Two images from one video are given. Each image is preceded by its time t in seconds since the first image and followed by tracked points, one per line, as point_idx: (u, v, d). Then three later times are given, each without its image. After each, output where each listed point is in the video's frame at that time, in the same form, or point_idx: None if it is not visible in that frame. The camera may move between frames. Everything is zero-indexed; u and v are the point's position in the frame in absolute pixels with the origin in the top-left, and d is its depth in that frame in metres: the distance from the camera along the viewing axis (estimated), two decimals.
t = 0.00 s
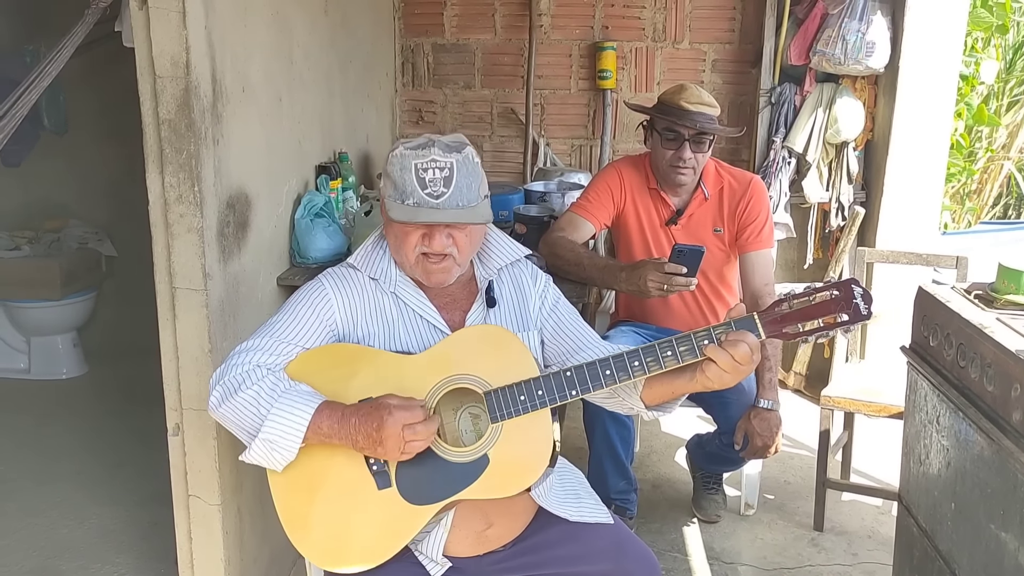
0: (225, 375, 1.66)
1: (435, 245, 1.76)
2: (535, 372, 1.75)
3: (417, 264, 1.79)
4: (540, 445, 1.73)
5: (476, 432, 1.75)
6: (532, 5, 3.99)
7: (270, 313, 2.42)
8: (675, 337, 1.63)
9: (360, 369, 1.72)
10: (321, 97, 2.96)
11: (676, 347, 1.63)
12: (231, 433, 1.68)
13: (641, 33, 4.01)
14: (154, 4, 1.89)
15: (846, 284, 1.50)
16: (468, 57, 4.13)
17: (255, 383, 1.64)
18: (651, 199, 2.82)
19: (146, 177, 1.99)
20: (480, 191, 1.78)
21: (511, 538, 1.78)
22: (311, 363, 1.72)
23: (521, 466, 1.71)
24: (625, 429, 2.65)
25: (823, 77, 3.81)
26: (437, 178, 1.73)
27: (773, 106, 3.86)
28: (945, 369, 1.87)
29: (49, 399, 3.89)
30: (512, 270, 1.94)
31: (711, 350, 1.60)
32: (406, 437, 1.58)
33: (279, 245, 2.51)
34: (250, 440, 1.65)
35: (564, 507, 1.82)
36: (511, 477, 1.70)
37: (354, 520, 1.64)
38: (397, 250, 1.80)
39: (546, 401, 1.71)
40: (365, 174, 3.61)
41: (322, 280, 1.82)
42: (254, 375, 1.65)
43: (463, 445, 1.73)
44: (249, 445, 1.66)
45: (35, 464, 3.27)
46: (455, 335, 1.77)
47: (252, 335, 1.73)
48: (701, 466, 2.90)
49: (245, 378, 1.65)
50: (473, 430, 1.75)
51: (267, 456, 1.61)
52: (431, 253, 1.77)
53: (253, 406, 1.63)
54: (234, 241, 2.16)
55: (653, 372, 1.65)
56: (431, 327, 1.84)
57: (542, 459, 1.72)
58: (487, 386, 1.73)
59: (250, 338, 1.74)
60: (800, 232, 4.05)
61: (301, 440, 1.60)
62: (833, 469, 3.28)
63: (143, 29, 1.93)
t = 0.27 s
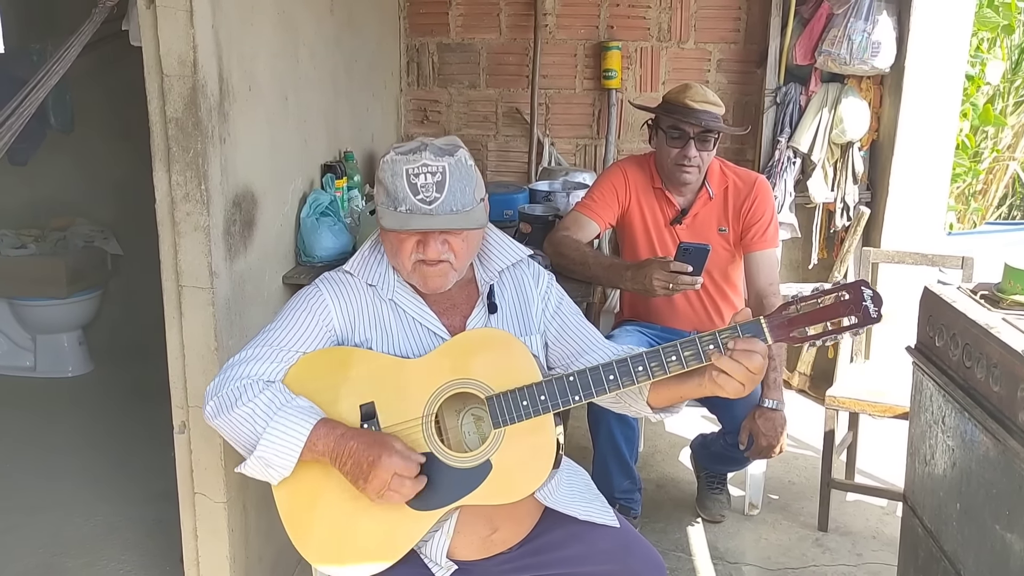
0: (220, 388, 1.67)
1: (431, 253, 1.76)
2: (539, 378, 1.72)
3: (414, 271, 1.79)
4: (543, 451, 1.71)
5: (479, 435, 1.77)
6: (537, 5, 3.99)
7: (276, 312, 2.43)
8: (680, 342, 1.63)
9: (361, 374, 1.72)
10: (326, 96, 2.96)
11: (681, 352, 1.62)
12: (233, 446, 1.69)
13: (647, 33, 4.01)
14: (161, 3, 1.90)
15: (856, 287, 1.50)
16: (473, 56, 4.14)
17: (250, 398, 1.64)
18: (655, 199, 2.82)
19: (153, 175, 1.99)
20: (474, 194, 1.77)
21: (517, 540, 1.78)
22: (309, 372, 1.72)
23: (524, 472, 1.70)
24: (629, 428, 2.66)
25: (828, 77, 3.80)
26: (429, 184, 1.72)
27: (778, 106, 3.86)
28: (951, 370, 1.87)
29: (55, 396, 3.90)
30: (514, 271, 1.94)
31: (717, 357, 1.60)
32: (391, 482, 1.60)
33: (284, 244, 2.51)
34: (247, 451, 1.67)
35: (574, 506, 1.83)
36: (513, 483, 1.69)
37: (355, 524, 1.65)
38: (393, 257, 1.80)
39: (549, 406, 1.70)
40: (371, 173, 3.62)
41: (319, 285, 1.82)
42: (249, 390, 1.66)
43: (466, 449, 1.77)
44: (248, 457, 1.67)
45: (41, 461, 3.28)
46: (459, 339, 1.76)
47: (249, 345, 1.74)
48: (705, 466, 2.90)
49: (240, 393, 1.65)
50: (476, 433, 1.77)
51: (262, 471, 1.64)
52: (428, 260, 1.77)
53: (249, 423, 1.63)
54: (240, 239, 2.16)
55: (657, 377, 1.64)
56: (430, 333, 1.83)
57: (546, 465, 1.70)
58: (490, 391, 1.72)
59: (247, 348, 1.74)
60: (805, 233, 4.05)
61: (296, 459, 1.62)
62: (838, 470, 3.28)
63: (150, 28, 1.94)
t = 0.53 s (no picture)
0: (233, 389, 1.67)
1: (442, 253, 1.75)
2: (551, 381, 1.73)
3: (425, 270, 1.78)
4: (554, 453, 1.72)
5: (489, 434, 1.78)
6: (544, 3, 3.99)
7: (283, 308, 2.44)
8: (694, 347, 1.63)
9: (373, 374, 1.72)
10: (334, 93, 2.97)
11: (694, 357, 1.63)
12: (245, 444, 1.70)
13: (653, 31, 4.00)
14: None
15: (870, 294, 1.52)
16: (479, 54, 4.14)
17: (263, 401, 1.64)
18: (663, 196, 2.81)
19: (161, 171, 2.00)
20: (486, 195, 1.78)
21: (524, 539, 1.79)
22: (321, 371, 1.72)
23: (534, 474, 1.70)
24: (635, 427, 2.65)
25: (836, 75, 3.79)
26: (440, 185, 1.73)
27: (785, 105, 3.85)
28: (958, 369, 1.87)
29: (62, 392, 3.92)
30: (525, 270, 1.93)
31: (730, 362, 1.60)
32: (404, 500, 1.62)
33: (291, 240, 2.52)
34: (258, 451, 1.67)
35: (579, 507, 1.82)
36: (522, 486, 1.69)
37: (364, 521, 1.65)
38: (404, 256, 1.79)
39: (561, 408, 1.71)
40: (377, 170, 3.62)
41: (330, 283, 1.82)
42: (262, 391, 1.65)
43: (476, 448, 1.77)
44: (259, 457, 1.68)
45: (48, 456, 3.29)
46: (471, 339, 1.76)
47: (261, 343, 1.73)
48: (710, 464, 2.90)
49: (252, 394, 1.65)
50: (486, 432, 1.78)
51: (271, 473, 1.65)
52: (439, 260, 1.77)
53: (262, 425, 1.64)
54: (248, 235, 2.17)
55: (670, 381, 1.65)
56: (441, 333, 1.84)
57: (557, 467, 1.71)
58: (502, 392, 1.72)
59: (258, 346, 1.74)
60: (811, 231, 4.04)
61: (305, 467, 1.62)
62: (843, 469, 3.28)
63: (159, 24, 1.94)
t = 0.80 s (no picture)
0: (244, 374, 1.67)
1: (461, 243, 1.76)
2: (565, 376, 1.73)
3: (442, 260, 1.79)
4: (568, 446, 1.72)
5: (501, 429, 1.77)
6: None
7: (292, 300, 2.44)
8: (709, 346, 1.64)
9: (388, 365, 1.72)
10: (344, 85, 2.96)
11: (709, 356, 1.63)
12: (255, 431, 1.70)
13: (664, 26, 3.99)
14: None
15: (885, 297, 1.52)
16: (489, 48, 4.13)
17: (274, 385, 1.64)
18: (673, 191, 2.80)
19: (172, 162, 2.00)
20: (507, 187, 1.78)
21: (532, 532, 1.79)
22: (334, 361, 1.72)
23: (547, 469, 1.70)
24: (643, 423, 2.65)
25: (847, 72, 3.78)
26: (463, 173, 1.73)
27: (796, 101, 3.85)
28: (969, 366, 1.85)
29: (72, 383, 3.94)
30: (540, 265, 1.94)
31: (745, 362, 1.61)
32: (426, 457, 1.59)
33: (301, 233, 2.52)
34: (269, 438, 1.67)
35: (585, 503, 1.82)
36: (534, 481, 1.69)
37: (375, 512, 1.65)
38: (422, 246, 1.80)
39: (575, 404, 1.70)
40: (387, 163, 3.62)
41: (345, 273, 1.83)
42: (272, 376, 1.65)
43: (488, 442, 1.76)
44: (269, 444, 1.68)
45: (58, 447, 3.30)
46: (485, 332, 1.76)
47: (274, 331, 1.74)
48: (718, 461, 2.90)
49: (264, 379, 1.65)
50: (498, 427, 1.77)
51: (283, 460, 1.64)
52: (457, 250, 1.77)
53: (271, 410, 1.63)
54: (258, 227, 2.17)
55: (685, 380, 1.66)
56: (454, 325, 1.84)
57: (570, 461, 1.71)
58: (515, 386, 1.72)
59: (271, 333, 1.74)
60: (821, 229, 4.02)
61: (317, 449, 1.61)
62: (852, 467, 3.27)
63: (171, 15, 1.94)
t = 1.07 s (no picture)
0: (263, 356, 1.68)
1: (477, 220, 1.76)
2: (579, 366, 1.74)
3: (458, 242, 1.78)
4: (582, 436, 1.72)
5: (514, 420, 1.76)
6: None
7: (304, 290, 2.44)
8: (724, 339, 1.64)
9: (402, 353, 1.72)
10: (357, 76, 2.96)
11: (724, 348, 1.64)
12: (272, 414, 1.71)
13: (677, 19, 3.98)
14: None
15: (900, 293, 1.51)
16: (501, 40, 4.13)
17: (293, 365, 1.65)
18: (686, 184, 2.80)
19: (186, 151, 2.00)
20: (523, 165, 1.79)
21: (544, 523, 1.79)
22: (349, 348, 1.72)
23: (561, 458, 1.70)
24: (652, 415, 2.65)
25: (861, 66, 3.75)
26: (481, 148, 1.74)
27: (809, 95, 3.83)
28: (982, 363, 1.85)
29: (84, 371, 3.96)
30: (553, 254, 1.94)
31: (760, 355, 1.61)
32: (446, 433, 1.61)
33: (313, 223, 2.53)
34: (290, 420, 1.67)
35: (596, 495, 1.82)
36: (549, 470, 1.69)
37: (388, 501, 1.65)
38: (438, 227, 1.80)
39: (589, 394, 1.71)
40: (398, 155, 3.62)
41: (360, 261, 1.83)
42: (291, 358, 1.67)
43: (501, 432, 1.76)
44: (289, 426, 1.68)
45: (69, 435, 3.32)
46: (499, 323, 1.76)
47: (291, 316, 1.75)
48: (727, 455, 2.89)
49: (282, 360, 1.66)
50: (511, 417, 1.76)
51: (305, 437, 1.63)
52: (473, 229, 1.77)
53: (292, 388, 1.64)
54: (271, 217, 2.18)
55: (699, 371, 1.66)
56: (469, 313, 1.84)
57: (585, 450, 1.71)
58: (530, 376, 1.73)
59: (288, 319, 1.75)
60: (832, 224, 4.01)
61: (342, 422, 1.62)
62: (861, 462, 3.26)
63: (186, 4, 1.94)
